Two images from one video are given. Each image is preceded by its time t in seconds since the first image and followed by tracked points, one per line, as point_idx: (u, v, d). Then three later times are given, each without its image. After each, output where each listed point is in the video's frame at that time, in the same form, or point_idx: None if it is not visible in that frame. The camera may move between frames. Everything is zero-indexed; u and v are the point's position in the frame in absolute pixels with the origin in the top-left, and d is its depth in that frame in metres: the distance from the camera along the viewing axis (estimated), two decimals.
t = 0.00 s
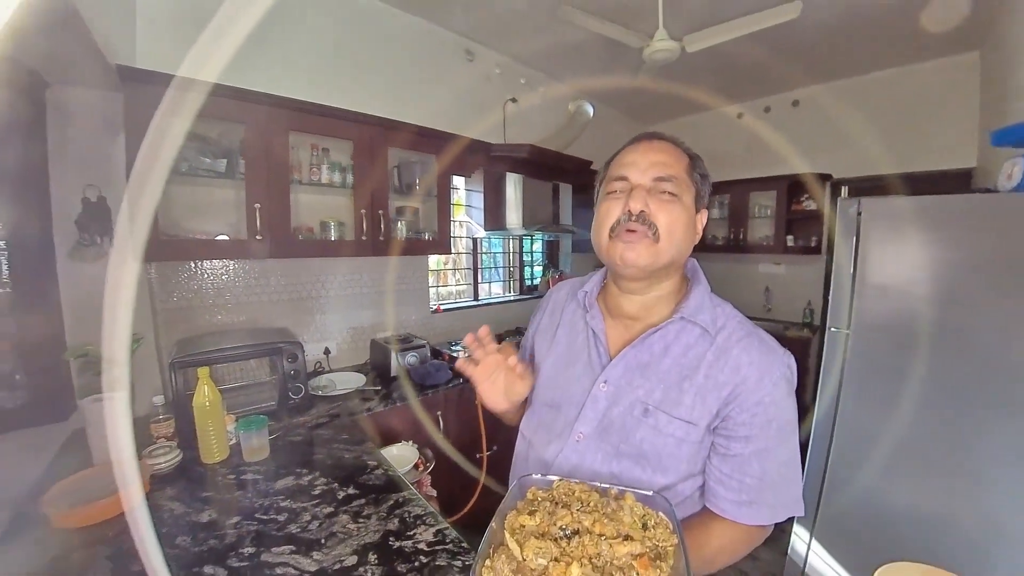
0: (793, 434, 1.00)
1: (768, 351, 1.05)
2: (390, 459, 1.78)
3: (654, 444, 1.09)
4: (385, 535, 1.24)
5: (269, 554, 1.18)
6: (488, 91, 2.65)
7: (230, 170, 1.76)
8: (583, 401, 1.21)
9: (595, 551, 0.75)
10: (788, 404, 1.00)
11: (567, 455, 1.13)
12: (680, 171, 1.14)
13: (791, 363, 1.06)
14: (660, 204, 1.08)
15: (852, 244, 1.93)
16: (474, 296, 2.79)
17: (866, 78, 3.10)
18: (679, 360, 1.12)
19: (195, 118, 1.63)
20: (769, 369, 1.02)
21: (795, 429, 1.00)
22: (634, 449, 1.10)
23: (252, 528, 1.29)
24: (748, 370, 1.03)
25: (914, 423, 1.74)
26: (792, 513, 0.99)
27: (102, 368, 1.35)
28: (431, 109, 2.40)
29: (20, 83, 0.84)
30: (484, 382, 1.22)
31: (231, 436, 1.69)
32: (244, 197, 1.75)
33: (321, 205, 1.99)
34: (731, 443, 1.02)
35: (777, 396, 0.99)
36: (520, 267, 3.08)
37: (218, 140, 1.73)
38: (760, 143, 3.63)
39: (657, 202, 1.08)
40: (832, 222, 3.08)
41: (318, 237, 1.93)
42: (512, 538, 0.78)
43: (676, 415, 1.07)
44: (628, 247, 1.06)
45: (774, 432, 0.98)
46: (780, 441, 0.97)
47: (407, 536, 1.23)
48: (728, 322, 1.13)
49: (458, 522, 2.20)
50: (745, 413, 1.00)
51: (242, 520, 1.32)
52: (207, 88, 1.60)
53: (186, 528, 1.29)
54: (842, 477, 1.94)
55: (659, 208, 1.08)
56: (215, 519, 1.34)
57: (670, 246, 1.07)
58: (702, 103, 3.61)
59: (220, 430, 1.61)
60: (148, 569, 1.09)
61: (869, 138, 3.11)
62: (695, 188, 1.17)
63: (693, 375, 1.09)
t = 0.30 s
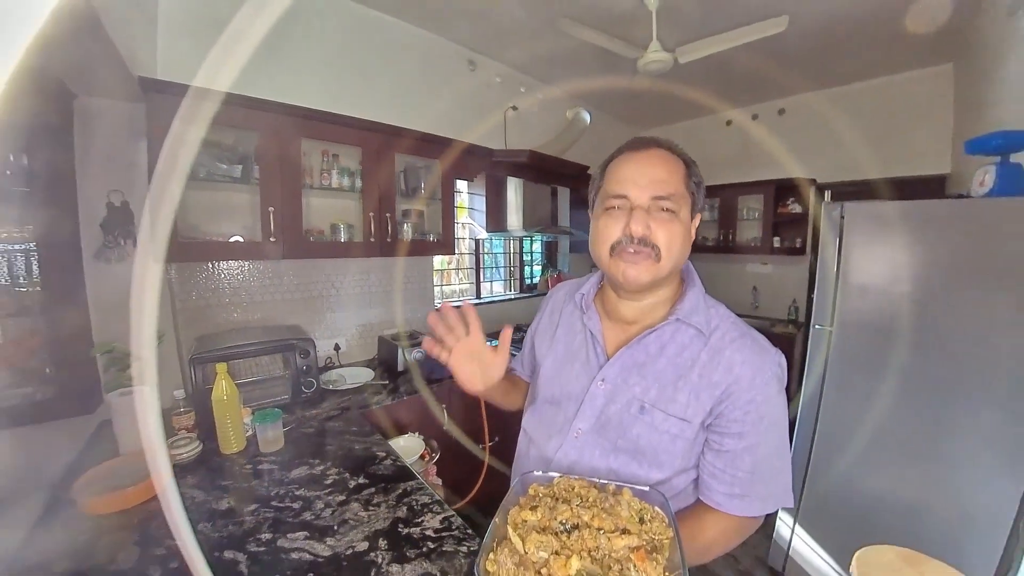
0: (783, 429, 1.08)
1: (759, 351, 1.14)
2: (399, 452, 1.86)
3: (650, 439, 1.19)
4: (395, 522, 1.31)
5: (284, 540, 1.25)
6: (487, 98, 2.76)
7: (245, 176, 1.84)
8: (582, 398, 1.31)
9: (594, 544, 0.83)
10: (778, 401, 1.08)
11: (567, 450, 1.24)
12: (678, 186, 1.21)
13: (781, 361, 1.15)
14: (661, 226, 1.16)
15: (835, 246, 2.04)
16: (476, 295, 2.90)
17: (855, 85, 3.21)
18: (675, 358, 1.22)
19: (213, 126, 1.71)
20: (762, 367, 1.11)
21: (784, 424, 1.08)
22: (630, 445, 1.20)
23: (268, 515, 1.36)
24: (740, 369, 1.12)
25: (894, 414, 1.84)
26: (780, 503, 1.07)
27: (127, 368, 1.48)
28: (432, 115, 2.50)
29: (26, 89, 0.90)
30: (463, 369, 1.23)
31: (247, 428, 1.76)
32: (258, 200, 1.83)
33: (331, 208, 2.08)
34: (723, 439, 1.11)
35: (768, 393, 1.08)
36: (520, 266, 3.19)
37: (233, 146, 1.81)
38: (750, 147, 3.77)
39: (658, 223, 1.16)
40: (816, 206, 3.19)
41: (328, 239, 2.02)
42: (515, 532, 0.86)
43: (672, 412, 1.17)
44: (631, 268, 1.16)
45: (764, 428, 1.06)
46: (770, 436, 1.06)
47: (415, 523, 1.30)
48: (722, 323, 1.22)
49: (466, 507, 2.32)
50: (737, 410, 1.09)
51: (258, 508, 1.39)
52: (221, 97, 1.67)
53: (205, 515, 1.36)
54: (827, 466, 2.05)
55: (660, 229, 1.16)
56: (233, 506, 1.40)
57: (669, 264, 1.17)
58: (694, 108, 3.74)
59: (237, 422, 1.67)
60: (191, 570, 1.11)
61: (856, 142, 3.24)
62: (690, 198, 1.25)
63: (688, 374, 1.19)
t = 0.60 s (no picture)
0: (774, 427, 1.16)
1: (751, 350, 1.22)
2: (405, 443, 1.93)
3: (644, 434, 1.28)
4: (401, 510, 1.33)
5: (297, 527, 1.26)
6: (487, 104, 2.88)
7: (256, 178, 1.91)
8: (580, 394, 1.40)
9: (593, 539, 0.88)
10: (771, 400, 1.16)
11: (565, 446, 1.34)
12: (668, 194, 1.19)
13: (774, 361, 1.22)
14: (652, 241, 1.17)
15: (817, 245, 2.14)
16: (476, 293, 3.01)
17: (845, 94, 3.33)
18: (669, 356, 1.30)
19: (230, 132, 1.79)
20: (755, 366, 1.19)
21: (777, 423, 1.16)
22: (625, 440, 1.30)
23: (281, 504, 1.37)
24: (734, 368, 1.20)
25: (876, 406, 1.95)
26: (772, 496, 1.16)
27: (147, 363, 1.57)
28: (429, 118, 2.59)
29: (72, 101, 0.96)
30: (468, 334, 1.34)
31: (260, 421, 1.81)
32: (270, 202, 1.91)
33: (338, 210, 2.16)
34: (716, 435, 1.19)
35: (762, 393, 1.15)
36: (518, 265, 3.31)
37: (245, 151, 1.87)
38: (738, 151, 3.92)
39: (649, 239, 1.17)
40: (801, 202, 3.36)
41: (335, 239, 2.11)
42: (517, 525, 0.93)
43: (665, 409, 1.26)
44: (625, 283, 1.20)
45: (757, 426, 1.14)
46: (761, 434, 1.14)
47: (421, 511, 1.32)
48: (716, 323, 1.30)
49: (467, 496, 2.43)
50: (729, 409, 1.17)
51: (272, 497, 1.40)
52: (241, 104, 1.75)
53: (222, 503, 1.37)
54: (812, 456, 2.16)
55: (651, 244, 1.17)
56: (248, 495, 1.41)
57: (662, 276, 1.20)
58: (685, 113, 3.88)
59: (250, 416, 1.71)
60: (218, 561, 1.10)
61: (843, 147, 3.38)
62: (680, 201, 1.24)
63: (682, 372, 1.27)
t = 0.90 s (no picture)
0: (770, 429, 1.15)
1: (746, 350, 1.22)
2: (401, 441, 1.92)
3: (638, 433, 1.28)
4: (398, 508, 1.32)
5: (293, 526, 1.24)
6: (484, 103, 2.88)
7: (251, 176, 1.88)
8: (575, 392, 1.40)
9: (589, 545, 0.90)
10: (765, 400, 1.15)
11: (560, 443, 1.35)
12: (654, 219, 1.13)
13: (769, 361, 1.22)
14: (636, 267, 1.15)
15: (808, 243, 2.16)
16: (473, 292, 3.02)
17: (839, 93, 3.38)
18: (664, 355, 1.30)
19: (233, 132, 1.77)
20: (749, 365, 1.19)
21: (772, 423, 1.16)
22: (620, 438, 1.31)
23: (277, 504, 1.34)
24: (728, 368, 1.20)
25: (867, 402, 1.98)
26: (766, 495, 1.16)
27: (141, 364, 1.52)
28: (427, 117, 2.58)
29: (73, 99, 0.95)
30: (460, 341, 1.32)
31: (256, 420, 1.79)
32: (264, 201, 1.88)
33: (333, 208, 2.15)
34: (711, 434, 1.19)
35: (756, 393, 1.15)
36: (514, 263, 3.32)
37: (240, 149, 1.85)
38: (732, 150, 3.97)
39: (632, 265, 1.14)
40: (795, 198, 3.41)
41: (331, 238, 2.09)
42: (512, 530, 0.93)
43: (659, 407, 1.26)
44: (612, 305, 1.20)
45: (750, 426, 1.13)
46: (755, 433, 1.13)
47: (418, 509, 1.31)
48: (711, 323, 1.30)
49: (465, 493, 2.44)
50: (723, 409, 1.17)
51: (268, 496, 1.38)
52: (243, 103, 1.74)
53: (220, 503, 1.35)
54: (805, 452, 2.18)
55: (635, 269, 1.15)
56: (245, 494, 1.38)
57: (647, 295, 1.19)
58: (680, 113, 3.92)
59: (246, 415, 1.67)
60: (217, 557, 1.10)
61: (836, 147, 3.44)
62: (670, 217, 1.17)
63: (676, 372, 1.27)
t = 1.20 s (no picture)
0: (769, 427, 1.10)
1: (745, 348, 1.17)
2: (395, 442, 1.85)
3: (639, 433, 1.23)
4: (396, 511, 1.27)
5: (289, 531, 1.19)
6: (479, 98, 2.84)
7: (239, 171, 1.84)
8: (574, 391, 1.34)
9: (591, 543, 0.84)
10: (764, 398, 1.11)
11: (559, 443, 1.28)
12: (659, 223, 1.09)
13: (769, 360, 1.18)
14: (640, 272, 1.12)
15: (807, 241, 2.15)
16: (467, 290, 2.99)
17: (833, 90, 3.39)
18: (663, 354, 1.25)
19: (216, 125, 1.72)
20: (748, 363, 1.14)
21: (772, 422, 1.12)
22: (620, 438, 1.25)
23: (271, 508, 1.30)
24: (728, 367, 1.15)
25: (861, 400, 1.98)
26: (765, 493, 1.11)
27: (127, 365, 1.43)
28: (420, 113, 2.53)
29: (49, 88, 0.89)
30: (459, 342, 1.25)
31: (247, 423, 1.74)
32: (253, 199, 1.83)
33: (324, 205, 2.11)
34: (711, 434, 1.14)
35: (755, 391, 1.10)
36: (509, 262, 3.29)
37: (225, 144, 1.80)
38: (729, 148, 3.98)
39: (637, 270, 1.11)
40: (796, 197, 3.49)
41: (322, 236, 2.04)
42: (514, 529, 0.88)
43: (659, 406, 1.21)
44: (616, 310, 1.16)
45: (750, 425, 1.09)
46: (755, 432, 1.09)
47: (416, 511, 1.26)
48: (710, 321, 1.25)
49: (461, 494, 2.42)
50: (723, 408, 1.13)
51: (261, 501, 1.33)
52: (228, 97, 1.69)
53: (208, 509, 1.29)
54: (802, 450, 2.18)
55: (639, 274, 1.12)
56: (236, 501, 1.33)
57: (651, 299, 1.16)
58: (675, 110, 3.92)
59: (236, 419, 1.61)
60: (202, 569, 1.03)
61: (831, 144, 3.45)
62: (674, 220, 1.14)
63: (676, 371, 1.22)
